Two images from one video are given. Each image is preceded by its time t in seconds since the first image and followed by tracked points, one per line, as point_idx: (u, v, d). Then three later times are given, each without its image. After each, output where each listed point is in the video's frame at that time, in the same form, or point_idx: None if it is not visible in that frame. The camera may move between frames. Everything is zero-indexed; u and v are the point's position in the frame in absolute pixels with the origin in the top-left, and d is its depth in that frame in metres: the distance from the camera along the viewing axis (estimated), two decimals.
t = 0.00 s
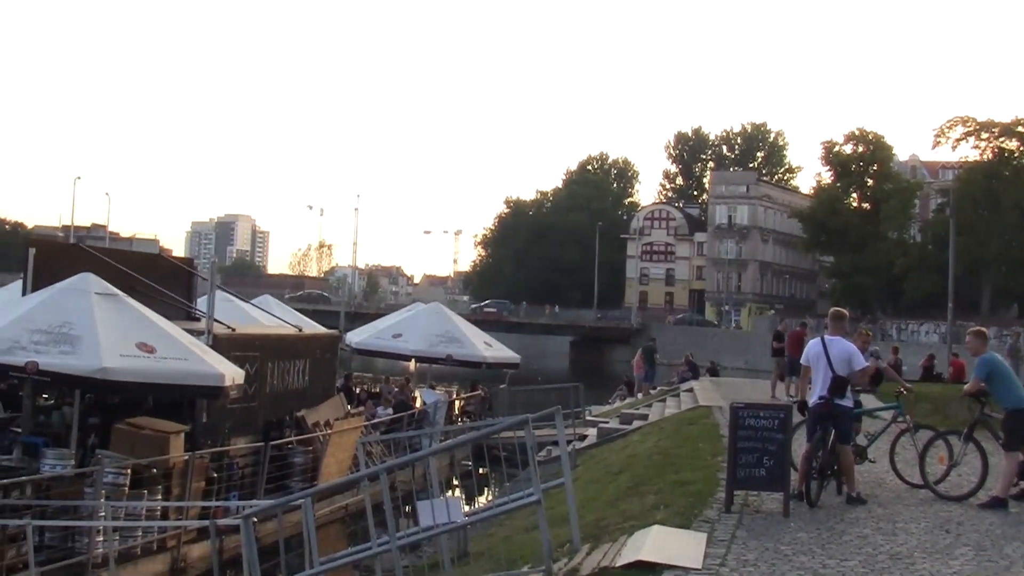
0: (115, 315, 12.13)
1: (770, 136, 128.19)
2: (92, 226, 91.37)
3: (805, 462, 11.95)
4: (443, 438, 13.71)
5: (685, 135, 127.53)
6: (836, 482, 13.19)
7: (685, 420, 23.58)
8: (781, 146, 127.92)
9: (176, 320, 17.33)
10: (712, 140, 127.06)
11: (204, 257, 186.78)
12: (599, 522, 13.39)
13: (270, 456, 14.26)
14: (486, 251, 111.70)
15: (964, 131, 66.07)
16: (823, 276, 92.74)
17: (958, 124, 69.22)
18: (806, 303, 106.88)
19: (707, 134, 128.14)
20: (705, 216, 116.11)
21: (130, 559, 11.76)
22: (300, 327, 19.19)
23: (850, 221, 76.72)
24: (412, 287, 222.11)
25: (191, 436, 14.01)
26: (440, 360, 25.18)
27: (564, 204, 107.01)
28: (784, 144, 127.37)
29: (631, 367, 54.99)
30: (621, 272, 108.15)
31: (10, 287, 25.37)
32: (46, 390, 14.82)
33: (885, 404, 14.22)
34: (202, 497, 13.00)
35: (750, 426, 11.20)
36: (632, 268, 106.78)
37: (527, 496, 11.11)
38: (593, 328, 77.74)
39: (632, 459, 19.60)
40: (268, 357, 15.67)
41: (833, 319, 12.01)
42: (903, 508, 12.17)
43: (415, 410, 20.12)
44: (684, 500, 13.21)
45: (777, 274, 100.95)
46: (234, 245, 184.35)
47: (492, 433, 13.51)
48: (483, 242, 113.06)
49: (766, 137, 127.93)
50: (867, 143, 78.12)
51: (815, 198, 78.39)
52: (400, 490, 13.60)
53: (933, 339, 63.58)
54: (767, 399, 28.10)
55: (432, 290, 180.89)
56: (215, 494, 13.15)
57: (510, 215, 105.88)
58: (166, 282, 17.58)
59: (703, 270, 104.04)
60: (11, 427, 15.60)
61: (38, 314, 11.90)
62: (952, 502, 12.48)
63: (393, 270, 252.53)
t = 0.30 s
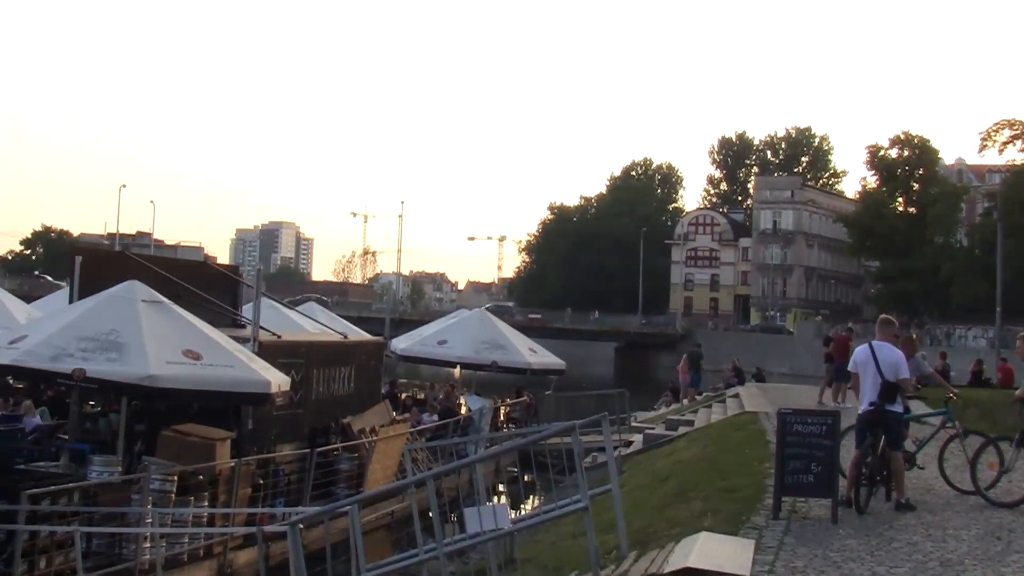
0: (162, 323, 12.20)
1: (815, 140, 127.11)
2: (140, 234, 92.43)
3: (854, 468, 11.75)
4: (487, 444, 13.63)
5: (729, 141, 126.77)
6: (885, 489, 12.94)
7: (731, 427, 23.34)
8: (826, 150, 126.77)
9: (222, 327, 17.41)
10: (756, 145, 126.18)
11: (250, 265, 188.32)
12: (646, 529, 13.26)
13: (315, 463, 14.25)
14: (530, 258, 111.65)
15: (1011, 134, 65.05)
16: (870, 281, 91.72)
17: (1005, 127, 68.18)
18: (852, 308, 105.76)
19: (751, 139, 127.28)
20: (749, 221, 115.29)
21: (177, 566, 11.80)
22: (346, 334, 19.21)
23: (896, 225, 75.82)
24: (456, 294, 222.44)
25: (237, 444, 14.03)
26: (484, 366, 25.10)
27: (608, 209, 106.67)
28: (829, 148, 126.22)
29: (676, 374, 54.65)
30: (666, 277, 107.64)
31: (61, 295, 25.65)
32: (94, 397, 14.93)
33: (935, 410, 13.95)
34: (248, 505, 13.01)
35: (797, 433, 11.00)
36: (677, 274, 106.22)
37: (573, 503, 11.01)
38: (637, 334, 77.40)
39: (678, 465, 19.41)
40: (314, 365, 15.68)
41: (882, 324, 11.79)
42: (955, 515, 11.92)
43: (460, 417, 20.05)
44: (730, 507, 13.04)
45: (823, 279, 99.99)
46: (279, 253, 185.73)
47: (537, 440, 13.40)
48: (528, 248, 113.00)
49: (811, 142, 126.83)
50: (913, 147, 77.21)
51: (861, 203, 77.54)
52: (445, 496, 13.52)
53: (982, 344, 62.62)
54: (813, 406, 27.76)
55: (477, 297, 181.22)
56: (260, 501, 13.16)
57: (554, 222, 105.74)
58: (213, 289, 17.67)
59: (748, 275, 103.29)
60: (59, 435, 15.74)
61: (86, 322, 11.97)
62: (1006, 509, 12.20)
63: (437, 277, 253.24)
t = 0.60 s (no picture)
0: (206, 328, 12.22)
1: (860, 144, 125.87)
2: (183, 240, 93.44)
3: (901, 474, 11.54)
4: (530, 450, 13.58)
5: (772, 145, 125.84)
6: (933, 496, 12.70)
7: (776, 432, 23.11)
8: (871, 154, 125.50)
9: (266, 334, 17.50)
10: (799, 148, 125.21)
11: (294, 271, 189.60)
12: (691, 535, 13.13)
13: (359, 469, 14.23)
14: (573, 263, 111.54)
15: None
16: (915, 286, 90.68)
17: None
18: (897, 313, 104.63)
19: (794, 143, 126.35)
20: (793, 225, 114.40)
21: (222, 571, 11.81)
22: (389, 340, 19.21)
23: (941, 230, 74.88)
24: (499, 299, 222.65)
25: (282, 449, 14.04)
26: (529, 372, 24.95)
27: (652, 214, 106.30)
28: (874, 152, 124.95)
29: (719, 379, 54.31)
30: (709, 282, 107.06)
31: (107, 301, 25.94)
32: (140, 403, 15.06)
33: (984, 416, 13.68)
34: (292, 510, 13.01)
35: (844, 439, 10.81)
36: (721, 279, 105.66)
37: (618, 509, 10.88)
38: (680, 339, 77.08)
39: (724, 471, 19.16)
40: (358, 372, 15.68)
41: (931, 330, 11.57)
42: (1006, 523, 11.67)
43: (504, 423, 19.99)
44: (775, 513, 12.87)
45: (867, 284, 99.01)
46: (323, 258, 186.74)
47: (582, 445, 13.26)
48: (570, 253, 112.89)
49: (855, 145, 125.64)
50: (958, 150, 76.26)
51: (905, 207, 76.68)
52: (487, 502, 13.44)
53: None
54: (860, 412, 27.40)
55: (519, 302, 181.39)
56: (304, 506, 13.14)
57: (596, 226, 105.57)
58: (258, 295, 17.73)
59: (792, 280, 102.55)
60: (106, 441, 15.90)
61: (131, 327, 12.03)
62: None
63: (480, 283, 253.69)
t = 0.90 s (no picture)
0: (266, 334, 12.23)
1: (922, 147, 124.06)
2: (241, 245, 94.40)
3: (966, 482, 11.26)
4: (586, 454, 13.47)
5: (832, 148, 123.85)
6: (1001, 504, 12.37)
7: (837, 438, 22.76)
8: (934, 157, 123.71)
9: (325, 338, 17.56)
10: (860, 152, 123.56)
11: (352, 276, 190.81)
12: (752, 542, 12.89)
13: (419, 474, 14.17)
14: (631, 267, 111.14)
15: None
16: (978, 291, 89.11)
17: None
18: (960, 319, 102.97)
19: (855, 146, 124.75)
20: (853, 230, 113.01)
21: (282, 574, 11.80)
22: (448, 344, 19.17)
23: (1005, 234, 73.49)
24: (557, 304, 222.48)
25: (341, 455, 14.01)
26: (588, 377, 24.79)
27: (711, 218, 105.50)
28: (936, 155, 123.10)
29: (779, 384, 53.69)
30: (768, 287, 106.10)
31: (168, 305, 26.20)
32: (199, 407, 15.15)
33: None
34: (351, 515, 12.99)
35: (908, 446, 10.54)
36: (780, 284, 105.40)
37: (680, 515, 10.72)
38: (739, 344, 76.36)
39: (786, 477, 18.88)
40: (417, 376, 15.64)
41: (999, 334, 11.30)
42: None
43: (562, 427, 19.86)
44: (836, 520, 12.63)
45: (929, 289, 97.54)
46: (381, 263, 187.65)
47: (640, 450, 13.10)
48: (628, 257, 112.50)
49: (917, 148, 123.89)
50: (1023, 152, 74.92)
51: (968, 210, 75.38)
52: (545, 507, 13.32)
53: None
54: (925, 419, 26.88)
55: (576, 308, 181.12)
56: (363, 511, 13.11)
57: (655, 231, 105.05)
58: (318, 299, 17.78)
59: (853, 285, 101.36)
60: (167, 445, 16.00)
61: (191, 332, 12.09)
62: None
63: (538, 287, 253.78)
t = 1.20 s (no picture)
0: (322, 333, 12.25)
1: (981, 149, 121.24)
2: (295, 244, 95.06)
3: None
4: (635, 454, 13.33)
5: (889, 150, 122.64)
6: None
7: (895, 443, 22.38)
8: (993, 159, 120.90)
9: (380, 337, 17.58)
10: (917, 154, 121.56)
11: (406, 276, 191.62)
12: (809, 546, 12.66)
13: (473, 474, 14.10)
14: (686, 268, 110.58)
15: None
16: None
17: None
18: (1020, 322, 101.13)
19: (912, 147, 123.01)
20: (911, 232, 111.43)
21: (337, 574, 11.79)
22: (504, 346, 19.09)
23: None
24: (611, 305, 221.67)
25: (397, 455, 13.99)
26: (643, 379, 24.58)
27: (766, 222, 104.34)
28: (996, 157, 120.29)
29: (836, 388, 52.99)
30: (824, 289, 105.00)
31: (224, 304, 26.37)
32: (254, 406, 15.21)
33: None
34: (406, 515, 12.96)
35: (967, 451, 10.31)
36: (836, 286, 105.40)
37: (737, 518, 10.54)
38: (793, 347, 75.54)
39: (842, 480, 18.56)
40: (471, 377, 15.58)
41: None
42: None
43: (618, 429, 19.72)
44: (895, 525, 12.38)
45: (988, 292, 96.02)
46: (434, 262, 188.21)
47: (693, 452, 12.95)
48: (683, 259, 111.91)
49: (975, 151, 121.13)
50: None
51: None
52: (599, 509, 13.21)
53: None
54: (985, 424, 26.38)
55: (629, 309, 180.51)
56: (418, 511, 13.08)
57: (710, 232, 104.34)
58: (373, 300, 17.80)
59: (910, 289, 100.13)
60: (221, 443, 16.05)
61: (248, 331, 12.13)
62: None
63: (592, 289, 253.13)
